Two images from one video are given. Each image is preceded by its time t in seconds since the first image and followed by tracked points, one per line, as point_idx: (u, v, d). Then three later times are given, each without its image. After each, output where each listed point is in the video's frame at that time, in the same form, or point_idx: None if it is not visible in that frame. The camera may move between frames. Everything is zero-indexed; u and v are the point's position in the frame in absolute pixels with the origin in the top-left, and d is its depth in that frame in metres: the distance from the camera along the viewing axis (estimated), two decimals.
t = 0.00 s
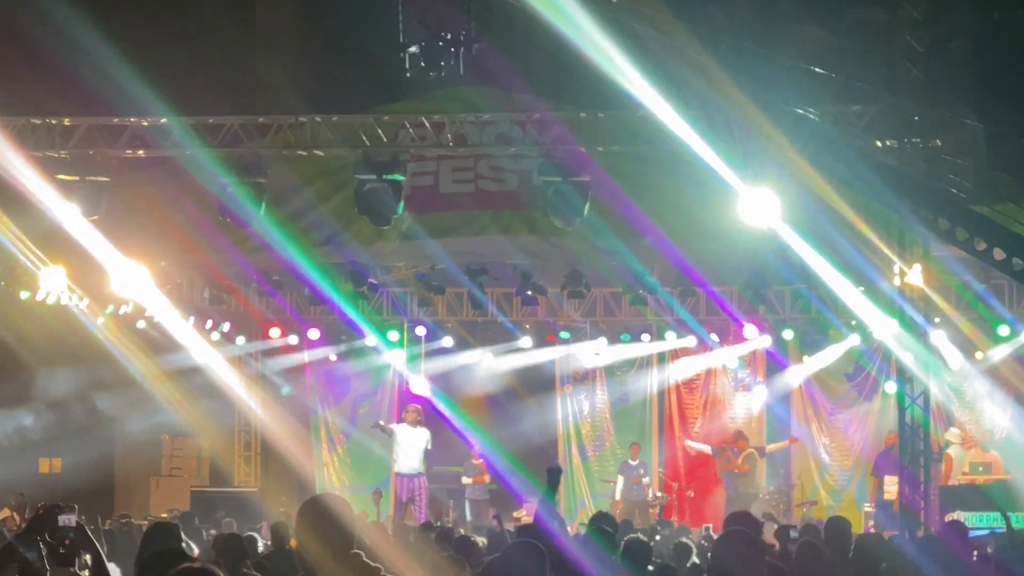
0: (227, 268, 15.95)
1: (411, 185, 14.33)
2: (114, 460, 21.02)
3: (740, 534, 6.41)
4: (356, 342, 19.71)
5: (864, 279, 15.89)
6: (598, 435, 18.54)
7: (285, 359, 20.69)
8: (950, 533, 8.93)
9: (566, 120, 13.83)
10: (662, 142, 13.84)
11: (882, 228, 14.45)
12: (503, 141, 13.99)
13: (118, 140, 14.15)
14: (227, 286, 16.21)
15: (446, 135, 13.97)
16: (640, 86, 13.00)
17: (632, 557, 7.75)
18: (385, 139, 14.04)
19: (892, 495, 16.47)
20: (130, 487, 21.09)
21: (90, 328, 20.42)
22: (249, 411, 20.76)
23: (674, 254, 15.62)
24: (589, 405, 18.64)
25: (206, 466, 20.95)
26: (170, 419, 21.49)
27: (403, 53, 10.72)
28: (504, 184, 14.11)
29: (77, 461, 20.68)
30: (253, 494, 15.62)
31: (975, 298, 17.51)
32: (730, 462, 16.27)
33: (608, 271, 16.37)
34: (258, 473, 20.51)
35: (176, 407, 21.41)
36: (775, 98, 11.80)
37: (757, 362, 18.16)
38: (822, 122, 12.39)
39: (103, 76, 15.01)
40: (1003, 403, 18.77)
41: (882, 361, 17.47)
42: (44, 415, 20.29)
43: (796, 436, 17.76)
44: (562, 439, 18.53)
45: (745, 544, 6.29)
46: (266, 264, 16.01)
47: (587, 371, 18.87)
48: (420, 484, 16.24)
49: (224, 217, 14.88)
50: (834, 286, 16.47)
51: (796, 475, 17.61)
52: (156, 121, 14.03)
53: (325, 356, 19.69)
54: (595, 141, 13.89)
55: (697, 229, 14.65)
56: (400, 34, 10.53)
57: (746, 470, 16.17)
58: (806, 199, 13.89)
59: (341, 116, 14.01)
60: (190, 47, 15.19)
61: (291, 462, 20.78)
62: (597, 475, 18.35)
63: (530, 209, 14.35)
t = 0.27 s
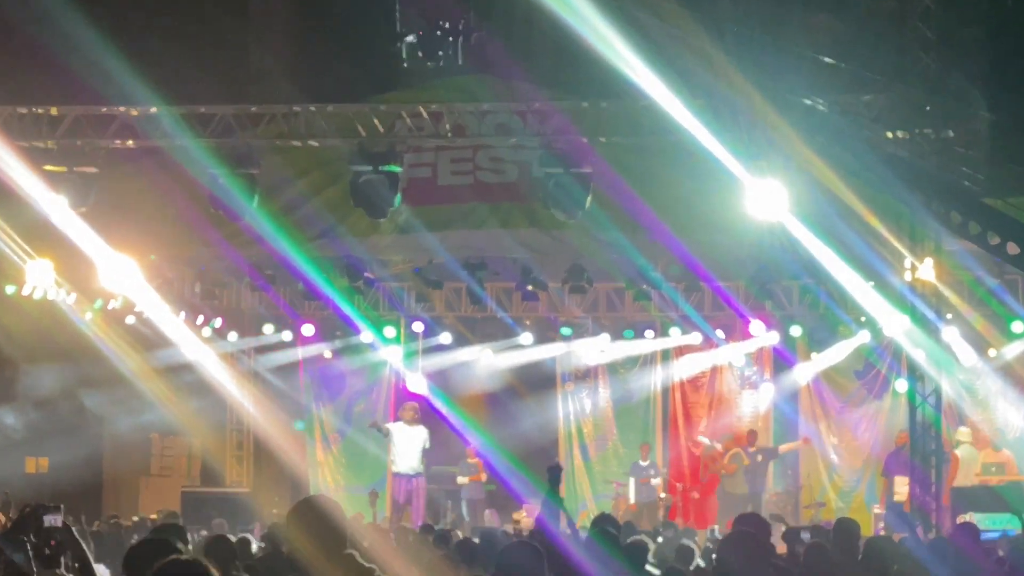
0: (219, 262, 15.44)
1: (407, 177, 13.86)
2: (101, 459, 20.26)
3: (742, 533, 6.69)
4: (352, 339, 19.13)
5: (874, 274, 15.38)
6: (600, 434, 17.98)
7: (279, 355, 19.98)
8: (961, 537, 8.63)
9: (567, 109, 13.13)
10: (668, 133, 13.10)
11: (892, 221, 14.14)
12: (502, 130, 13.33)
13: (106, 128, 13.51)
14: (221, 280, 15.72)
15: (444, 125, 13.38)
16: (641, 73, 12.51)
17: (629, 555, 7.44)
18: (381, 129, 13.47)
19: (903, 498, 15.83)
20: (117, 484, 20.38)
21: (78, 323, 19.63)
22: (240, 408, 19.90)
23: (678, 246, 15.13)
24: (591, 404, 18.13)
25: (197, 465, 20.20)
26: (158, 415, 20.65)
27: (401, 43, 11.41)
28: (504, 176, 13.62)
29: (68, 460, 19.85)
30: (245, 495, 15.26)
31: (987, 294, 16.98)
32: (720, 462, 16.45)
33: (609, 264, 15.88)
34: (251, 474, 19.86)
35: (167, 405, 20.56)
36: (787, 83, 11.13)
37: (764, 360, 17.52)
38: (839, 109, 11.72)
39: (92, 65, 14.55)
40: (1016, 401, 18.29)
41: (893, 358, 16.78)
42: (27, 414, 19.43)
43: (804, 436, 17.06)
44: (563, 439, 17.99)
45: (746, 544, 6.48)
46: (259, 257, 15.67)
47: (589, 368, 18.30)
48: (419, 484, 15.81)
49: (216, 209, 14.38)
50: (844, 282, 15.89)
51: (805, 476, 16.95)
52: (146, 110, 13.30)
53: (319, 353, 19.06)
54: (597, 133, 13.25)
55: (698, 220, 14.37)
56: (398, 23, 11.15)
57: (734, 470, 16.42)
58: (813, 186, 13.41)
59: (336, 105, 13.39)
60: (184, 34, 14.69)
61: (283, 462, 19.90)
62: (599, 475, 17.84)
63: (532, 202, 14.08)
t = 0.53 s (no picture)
0: (207, 257, 14.63)
1: (405, 165, 13.15)
2: (83, 462, 19.19)
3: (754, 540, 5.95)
4: (346, 336, 18.72)
5: (892, 269, 14.66)
6: (605, 435, 17.30)
7: (269, 352, 19.42)
8: (982, 540, 7.88)
9: (570, 96, 12.41)
10: (676, 122, 12.30)
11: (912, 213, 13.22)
12: (502, 118, 12.63)
13: (88, 116, 12.90)
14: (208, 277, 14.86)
15: (442, 112, 12.65)
16: (650, 61, 11.67)
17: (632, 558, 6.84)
18: (377, 116, 12.75)
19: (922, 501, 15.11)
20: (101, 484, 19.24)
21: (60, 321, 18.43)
22: (228, 407, 19.31)
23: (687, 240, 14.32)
24: (596, 403, 17.44)
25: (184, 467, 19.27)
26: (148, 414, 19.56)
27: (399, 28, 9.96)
28: (505, 166, 12.92)
29: (49, 462, 18.89)
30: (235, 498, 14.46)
31: (1011, 289, 16.20)
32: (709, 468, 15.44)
33: (614, 259, 15.09)
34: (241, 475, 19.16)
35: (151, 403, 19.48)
36: (803, 61, 10.39)
37: (777, 357, 16.84)
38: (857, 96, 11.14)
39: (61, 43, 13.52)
40: None
41: (912, 356, 16.19)
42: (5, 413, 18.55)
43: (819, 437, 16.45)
44: (566, 439, 17.24)
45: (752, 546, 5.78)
46: (247, 251, 14.98)
47: (594, 367, 17.57)
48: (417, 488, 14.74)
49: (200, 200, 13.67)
50: (861, 276, 15.15)
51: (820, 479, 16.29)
52: (129, 96, 12.77)
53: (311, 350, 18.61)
54: (602, 120, 12.38)
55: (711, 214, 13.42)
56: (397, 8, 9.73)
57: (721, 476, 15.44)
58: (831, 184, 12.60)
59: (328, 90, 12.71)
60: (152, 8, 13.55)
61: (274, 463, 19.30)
62: (604, 478, 17.06)
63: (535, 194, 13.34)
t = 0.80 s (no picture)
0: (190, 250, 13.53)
1: (401, 154, 11.92)
2: (61, 466, 16.32)
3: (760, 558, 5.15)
4: (339, 332, 16.87)
5: (914, 264, 13.64)
6: (612, 437, 16.07)
7: (258, 349, 17.32)
8: None
9: (575, 80, 11.46)
10: (687, 106, 11.34)
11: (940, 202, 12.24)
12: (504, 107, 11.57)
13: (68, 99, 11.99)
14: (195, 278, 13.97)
15: (440, 97, 11.58)
16: (662, 45, 10.81)
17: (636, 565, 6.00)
18: (372, 100, 11.67)
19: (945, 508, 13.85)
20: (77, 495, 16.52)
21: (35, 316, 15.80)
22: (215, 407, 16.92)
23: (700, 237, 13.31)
24: (603, 404, 16.19)
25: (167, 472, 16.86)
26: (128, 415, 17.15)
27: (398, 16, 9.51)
28: (508, 153, 11.64)
29: None
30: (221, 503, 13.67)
31: None
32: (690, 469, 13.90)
33: (626, 255, 14.03)
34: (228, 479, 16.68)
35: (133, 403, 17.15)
36: (821, 51, 9.84)
37: (793, 356, 15.85)
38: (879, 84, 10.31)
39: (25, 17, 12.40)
40: None
41: (935, 356, 15.26)
42: None
43: (837, 440, 15.43)
44: (571, 442, 15.90)
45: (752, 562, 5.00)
46: (236, 243, 13.39)
47: (600, 366, 16.44)
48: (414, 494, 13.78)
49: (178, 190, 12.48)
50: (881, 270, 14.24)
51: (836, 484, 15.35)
52: (112, 78, 11.75)
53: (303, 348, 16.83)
54: (608, 107, 11.42)
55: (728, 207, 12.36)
56: None
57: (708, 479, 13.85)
58: (862, 189, 11.54)
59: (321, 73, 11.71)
60: None
61: (266, 472, 16.93)
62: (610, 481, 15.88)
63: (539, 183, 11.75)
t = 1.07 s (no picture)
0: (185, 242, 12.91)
1: (403, 144, 10.75)
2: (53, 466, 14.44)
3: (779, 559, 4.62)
4: (339, 329, 15.56)
5: (931, 258, 12.78)
6: (619, 438, 14.75)
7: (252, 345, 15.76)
8: None
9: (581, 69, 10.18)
10: (698, 96, 10.06)
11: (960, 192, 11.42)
12: (509, 93, 10.45)
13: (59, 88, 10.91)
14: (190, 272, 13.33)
15: (443, 85, 10.47)
16: (672, 33, 9.67)
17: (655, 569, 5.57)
18: (372, 88, 10.57)
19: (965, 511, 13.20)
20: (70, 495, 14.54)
21: (23, 309, 13.97)
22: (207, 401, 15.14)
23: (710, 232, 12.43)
24: (611, 403, 14.91)
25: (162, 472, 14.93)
26: (119, 412, 15.20)
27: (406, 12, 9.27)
28: (512, 144, 10.42)
29: None
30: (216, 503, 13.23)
31: None
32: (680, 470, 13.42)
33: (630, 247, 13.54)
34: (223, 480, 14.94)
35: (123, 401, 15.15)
36: (838, 43, 9.55)
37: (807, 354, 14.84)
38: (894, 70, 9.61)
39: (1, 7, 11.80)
40: None
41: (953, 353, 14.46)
42: None
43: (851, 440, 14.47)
44: (576, 443, 14.55)
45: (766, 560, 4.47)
46: (232, 236, 12.90)
47: (607, 364, 15.23)
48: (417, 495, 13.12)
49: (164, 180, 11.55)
50: (897, 264, 13.37)
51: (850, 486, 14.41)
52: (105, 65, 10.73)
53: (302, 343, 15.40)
54: (617, 96, 10.14)
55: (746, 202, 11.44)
56: None
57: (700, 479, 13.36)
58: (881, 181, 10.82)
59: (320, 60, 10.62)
60: None
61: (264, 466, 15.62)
62: (617, 483, 14.50)
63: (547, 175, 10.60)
